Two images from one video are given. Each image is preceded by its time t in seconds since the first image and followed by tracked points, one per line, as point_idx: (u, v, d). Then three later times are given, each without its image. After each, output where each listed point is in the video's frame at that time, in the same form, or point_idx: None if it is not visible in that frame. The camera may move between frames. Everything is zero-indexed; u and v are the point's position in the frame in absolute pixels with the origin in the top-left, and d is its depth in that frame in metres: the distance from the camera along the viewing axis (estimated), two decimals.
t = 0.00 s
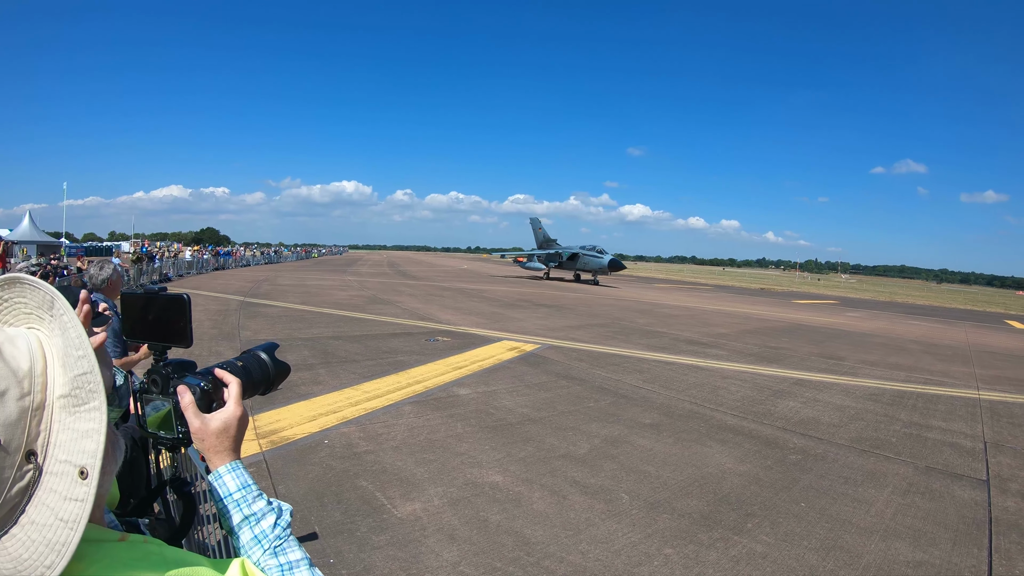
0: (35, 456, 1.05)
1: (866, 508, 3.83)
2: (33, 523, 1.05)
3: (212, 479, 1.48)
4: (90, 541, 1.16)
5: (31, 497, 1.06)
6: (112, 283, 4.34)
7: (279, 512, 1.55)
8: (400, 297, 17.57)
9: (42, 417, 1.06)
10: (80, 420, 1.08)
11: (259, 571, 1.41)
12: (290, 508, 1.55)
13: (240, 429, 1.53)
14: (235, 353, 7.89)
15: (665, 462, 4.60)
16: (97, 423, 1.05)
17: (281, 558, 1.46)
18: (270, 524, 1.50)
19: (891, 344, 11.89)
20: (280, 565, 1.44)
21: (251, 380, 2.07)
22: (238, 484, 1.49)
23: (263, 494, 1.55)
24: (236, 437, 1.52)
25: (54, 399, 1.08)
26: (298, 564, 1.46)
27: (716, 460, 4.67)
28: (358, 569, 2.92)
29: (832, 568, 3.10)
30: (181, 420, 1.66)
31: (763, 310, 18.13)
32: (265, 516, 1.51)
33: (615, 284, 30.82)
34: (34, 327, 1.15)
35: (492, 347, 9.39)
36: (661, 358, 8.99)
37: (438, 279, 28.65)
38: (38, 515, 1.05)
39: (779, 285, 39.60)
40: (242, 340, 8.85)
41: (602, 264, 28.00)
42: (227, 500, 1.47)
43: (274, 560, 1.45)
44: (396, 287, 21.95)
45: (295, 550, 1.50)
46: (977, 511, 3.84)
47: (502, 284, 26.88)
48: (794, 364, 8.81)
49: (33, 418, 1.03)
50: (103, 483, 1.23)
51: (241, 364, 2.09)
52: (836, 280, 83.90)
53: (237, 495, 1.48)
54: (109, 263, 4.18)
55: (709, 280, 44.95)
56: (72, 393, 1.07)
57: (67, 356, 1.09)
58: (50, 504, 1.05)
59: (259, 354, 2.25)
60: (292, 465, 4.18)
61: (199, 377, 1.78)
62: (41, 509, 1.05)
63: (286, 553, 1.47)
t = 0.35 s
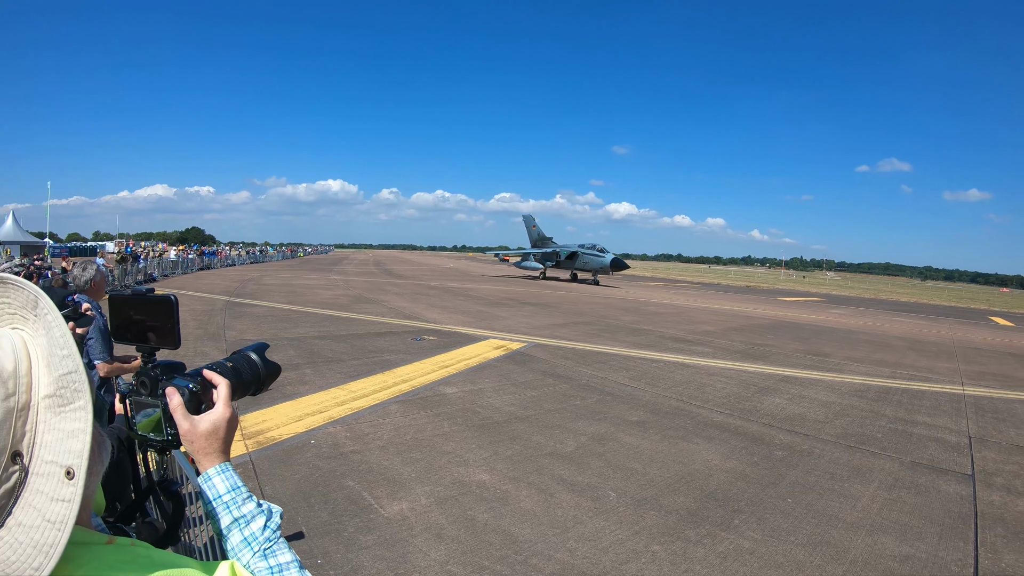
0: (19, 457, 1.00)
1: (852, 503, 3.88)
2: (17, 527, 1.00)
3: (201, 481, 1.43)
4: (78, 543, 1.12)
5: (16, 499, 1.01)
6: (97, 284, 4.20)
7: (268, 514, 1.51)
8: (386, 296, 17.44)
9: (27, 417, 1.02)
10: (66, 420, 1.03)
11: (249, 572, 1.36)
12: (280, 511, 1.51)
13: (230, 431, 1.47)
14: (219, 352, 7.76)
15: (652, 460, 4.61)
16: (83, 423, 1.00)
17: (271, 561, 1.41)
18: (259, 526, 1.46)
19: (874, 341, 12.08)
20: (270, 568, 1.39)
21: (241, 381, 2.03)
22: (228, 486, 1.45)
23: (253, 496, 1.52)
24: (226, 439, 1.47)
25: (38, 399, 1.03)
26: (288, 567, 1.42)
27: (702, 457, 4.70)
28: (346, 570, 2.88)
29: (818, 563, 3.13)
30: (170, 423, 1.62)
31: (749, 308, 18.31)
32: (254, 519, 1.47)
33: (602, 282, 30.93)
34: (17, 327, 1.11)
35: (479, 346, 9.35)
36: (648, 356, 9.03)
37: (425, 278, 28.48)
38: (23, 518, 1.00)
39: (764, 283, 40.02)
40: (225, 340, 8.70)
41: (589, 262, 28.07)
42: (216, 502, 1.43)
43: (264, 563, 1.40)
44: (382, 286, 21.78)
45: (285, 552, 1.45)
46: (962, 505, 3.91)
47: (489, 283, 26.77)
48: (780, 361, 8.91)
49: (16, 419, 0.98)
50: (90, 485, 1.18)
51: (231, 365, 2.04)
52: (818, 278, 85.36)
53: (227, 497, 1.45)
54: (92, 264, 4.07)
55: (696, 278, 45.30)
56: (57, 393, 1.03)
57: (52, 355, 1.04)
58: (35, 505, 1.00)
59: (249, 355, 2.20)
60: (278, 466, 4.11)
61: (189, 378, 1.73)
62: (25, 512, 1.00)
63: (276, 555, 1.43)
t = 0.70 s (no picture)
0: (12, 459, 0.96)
1: (838, 501, 3.92)
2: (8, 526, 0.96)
3: (196, 486, 1.39)
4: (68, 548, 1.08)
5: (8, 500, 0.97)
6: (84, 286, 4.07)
7: (265, 517, 1.49)
8: (372, 296, 17.30)
9: (18, 418, 0.98)
10: (59, 419, 0.99)
11: None
12: (276, 515, 1.49)
13: (225, 434, 1.44)
14: (201, 352, 7.61)
15: (638, 459, 4.61)
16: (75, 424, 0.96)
17: (267, 566, 1.41)
18: (255, 531, 1.44)
19: (859, 340, 12.26)
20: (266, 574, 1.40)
21: (236, 382, 1.98)
22: (224, 490, 1.41)
23: (249, 498, 1.48)
24: (222, 442, 1.44)
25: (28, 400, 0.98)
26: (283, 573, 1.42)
27: (689, 456, 4.72)
28: (333, 571, 2.83)
29: (805, 561, 3.15)
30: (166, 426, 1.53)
31: (736, 308, 18.48)
32: (250, 523, 1.44)
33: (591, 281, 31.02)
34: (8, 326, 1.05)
35: (464, 346, 9.30)
36: (635, 356, 9.07)
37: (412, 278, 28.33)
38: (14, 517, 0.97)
39: (751, 283, 40.46)
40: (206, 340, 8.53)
41: (576, 262, 28.15)
42: (212, 508, 1.40)
43: (259, 569, 1.40)
44: (368, 286, 21.59)
45: (281, 557, 1.45)
46: (948, 502, 3.97)
47: (476, 283, 26.73)
48: (765, 361, 9.00)
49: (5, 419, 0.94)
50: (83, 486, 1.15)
51: (227, 366, 2.00)
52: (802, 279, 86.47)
53: (223, 503, 1.41)
54: (81, 263, 3.98)
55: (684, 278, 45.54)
56: (49, 392, 0.99)
57: (43, 355, 1.00)
58: (28, 505, 0.97)
59: (246, 356, 2.15)
60: (264, 467, 4.04)
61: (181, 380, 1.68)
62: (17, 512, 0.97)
63: (272, 561, 1.42)
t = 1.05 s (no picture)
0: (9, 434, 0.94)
1: (822, 500, 3.97)
2: None
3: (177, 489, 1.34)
4: (52, 533, 1.04)
5: None
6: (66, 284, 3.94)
7: (248, 520, 1.43)
8: (356, 296, 17.13)
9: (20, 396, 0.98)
10: (63, 404, 1.00)
11: None
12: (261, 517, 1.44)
13: (210, 435, 1.41)
14: (180, 352, 7.43)
15: (622, 458, 4.62)
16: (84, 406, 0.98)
17: (252, 569, 1.34)
18: (239, 534, 1.38)
19: (841, 340, 12.48)
20: None
21: (228, 384, 1.92)
22: (206, 493, 1.36)
23: (232, 501, 1.43)
24: (207, 443, 1.40)
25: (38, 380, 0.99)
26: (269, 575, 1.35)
27: (674, 455, 4.74)
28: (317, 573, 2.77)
29: (790, 559, 3.18)
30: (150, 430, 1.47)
31: (722, 308, 18.66)
32: (234, 526, 1.38)
33: (575, 280, 31.18)
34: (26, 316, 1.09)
35: (448, 346, 9.25)
36: (620, 356, 9.11)
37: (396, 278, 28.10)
38: None
39: (736, 283, 41.01)
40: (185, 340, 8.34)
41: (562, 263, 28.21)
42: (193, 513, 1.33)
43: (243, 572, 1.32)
44: (351, 286, 21.37)
45: (266, 559, 1.38)
46: (932, 500, 4.05)
47: (461, 283, 26.58)
48: (748, 360, 9.11)
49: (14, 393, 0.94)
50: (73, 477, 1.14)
51: (218, 367, 1.94)
52: (783, 280, 87.98)
53: (205, 506, 1.35)
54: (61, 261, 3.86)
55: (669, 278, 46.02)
56: (59, 375, 1.00)
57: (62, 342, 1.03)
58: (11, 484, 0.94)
59: (238, 358, 2.09)
60: (248, 467, 3.95)
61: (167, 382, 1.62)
62: None
63: (256, 564, 1.35)
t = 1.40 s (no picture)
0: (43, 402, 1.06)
1: (802, 498, 4.03)
2: None
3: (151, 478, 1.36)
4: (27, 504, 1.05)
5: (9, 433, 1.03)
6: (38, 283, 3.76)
7: (218, 512, 1.41)
8: (336, 296, 16.85)
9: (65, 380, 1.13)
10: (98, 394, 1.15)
11: (194, 571, 1.25)
12: (231, 509, 1.42)
13: (188, 427, 1.45)
14: (154, 353, 7.18)
15: (603, 458, 4.62)
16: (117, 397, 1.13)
17: (216, 559, 1.31)
18: (206, 525, 1.36)
19: (823, 341, 12.71)
20: (214, 566, 1.29)
21: (205, 380, 1.85)
22: (178, 484, 1.38)
23: (204, 494, 1.43)
24: (184, 436, 1.43)
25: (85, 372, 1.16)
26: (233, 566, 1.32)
27: (655, 455, 4.76)
28: None
29: (770, 557, 3.21)
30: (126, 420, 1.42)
31: (704, 309, 18.87)
32: (202, 517, 1.37)
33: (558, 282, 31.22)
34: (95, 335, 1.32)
35: (429, 346, 9.16)
36: (602, 356, 9.13)
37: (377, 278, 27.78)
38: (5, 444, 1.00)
39: (716, 284, 41.63)
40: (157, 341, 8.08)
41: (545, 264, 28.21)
42: (164, 500, 1.36)
43: (207, 561, 1.29)
44: (332, 286, 21.02)
45: (232, 551, 1.35)
46: (911, 498, 4.15)
47: (442, 283, 26.43)
48: (729, 361, 9.22)
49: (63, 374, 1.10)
50: (81, 468, 1.22)
51: (197, 363, 1.88)
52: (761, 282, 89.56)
53: (175, 495, 1.37)
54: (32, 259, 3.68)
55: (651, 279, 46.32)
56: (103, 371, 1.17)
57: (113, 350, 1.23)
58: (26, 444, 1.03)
59: (220, 356, 2.03)
60: (229, 469, 3.85)
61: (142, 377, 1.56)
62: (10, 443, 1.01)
63: (221, 554, 1.32)
